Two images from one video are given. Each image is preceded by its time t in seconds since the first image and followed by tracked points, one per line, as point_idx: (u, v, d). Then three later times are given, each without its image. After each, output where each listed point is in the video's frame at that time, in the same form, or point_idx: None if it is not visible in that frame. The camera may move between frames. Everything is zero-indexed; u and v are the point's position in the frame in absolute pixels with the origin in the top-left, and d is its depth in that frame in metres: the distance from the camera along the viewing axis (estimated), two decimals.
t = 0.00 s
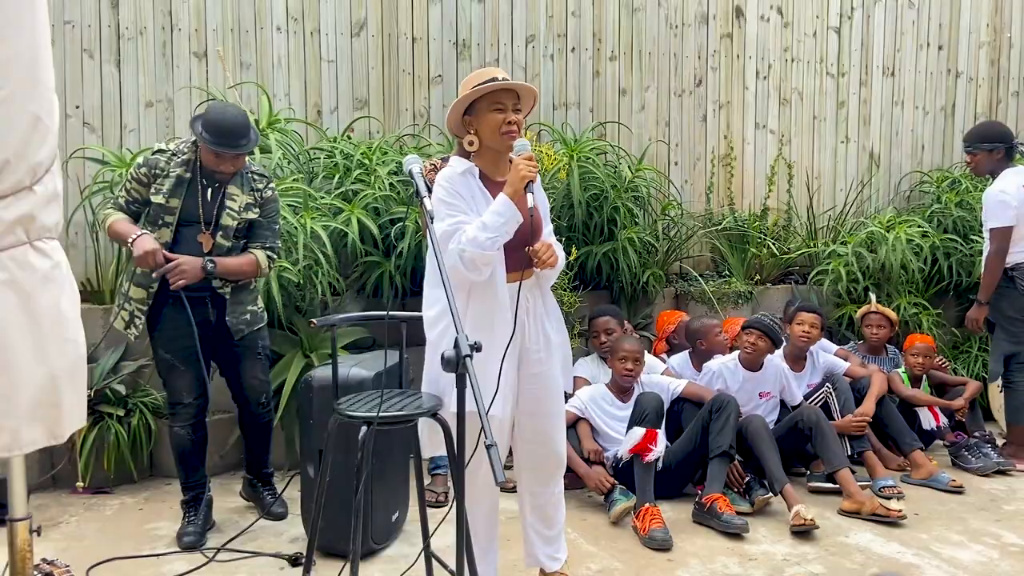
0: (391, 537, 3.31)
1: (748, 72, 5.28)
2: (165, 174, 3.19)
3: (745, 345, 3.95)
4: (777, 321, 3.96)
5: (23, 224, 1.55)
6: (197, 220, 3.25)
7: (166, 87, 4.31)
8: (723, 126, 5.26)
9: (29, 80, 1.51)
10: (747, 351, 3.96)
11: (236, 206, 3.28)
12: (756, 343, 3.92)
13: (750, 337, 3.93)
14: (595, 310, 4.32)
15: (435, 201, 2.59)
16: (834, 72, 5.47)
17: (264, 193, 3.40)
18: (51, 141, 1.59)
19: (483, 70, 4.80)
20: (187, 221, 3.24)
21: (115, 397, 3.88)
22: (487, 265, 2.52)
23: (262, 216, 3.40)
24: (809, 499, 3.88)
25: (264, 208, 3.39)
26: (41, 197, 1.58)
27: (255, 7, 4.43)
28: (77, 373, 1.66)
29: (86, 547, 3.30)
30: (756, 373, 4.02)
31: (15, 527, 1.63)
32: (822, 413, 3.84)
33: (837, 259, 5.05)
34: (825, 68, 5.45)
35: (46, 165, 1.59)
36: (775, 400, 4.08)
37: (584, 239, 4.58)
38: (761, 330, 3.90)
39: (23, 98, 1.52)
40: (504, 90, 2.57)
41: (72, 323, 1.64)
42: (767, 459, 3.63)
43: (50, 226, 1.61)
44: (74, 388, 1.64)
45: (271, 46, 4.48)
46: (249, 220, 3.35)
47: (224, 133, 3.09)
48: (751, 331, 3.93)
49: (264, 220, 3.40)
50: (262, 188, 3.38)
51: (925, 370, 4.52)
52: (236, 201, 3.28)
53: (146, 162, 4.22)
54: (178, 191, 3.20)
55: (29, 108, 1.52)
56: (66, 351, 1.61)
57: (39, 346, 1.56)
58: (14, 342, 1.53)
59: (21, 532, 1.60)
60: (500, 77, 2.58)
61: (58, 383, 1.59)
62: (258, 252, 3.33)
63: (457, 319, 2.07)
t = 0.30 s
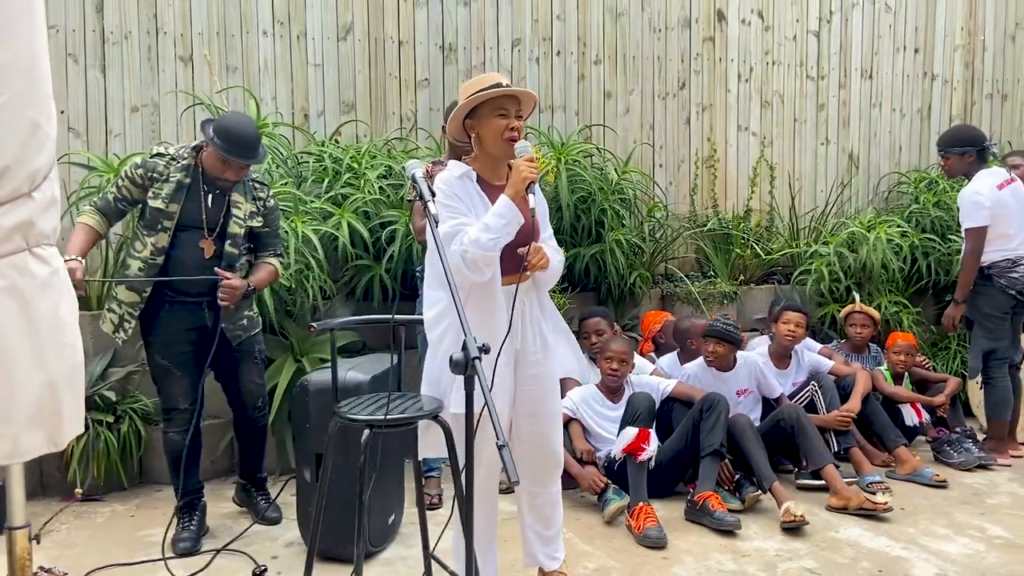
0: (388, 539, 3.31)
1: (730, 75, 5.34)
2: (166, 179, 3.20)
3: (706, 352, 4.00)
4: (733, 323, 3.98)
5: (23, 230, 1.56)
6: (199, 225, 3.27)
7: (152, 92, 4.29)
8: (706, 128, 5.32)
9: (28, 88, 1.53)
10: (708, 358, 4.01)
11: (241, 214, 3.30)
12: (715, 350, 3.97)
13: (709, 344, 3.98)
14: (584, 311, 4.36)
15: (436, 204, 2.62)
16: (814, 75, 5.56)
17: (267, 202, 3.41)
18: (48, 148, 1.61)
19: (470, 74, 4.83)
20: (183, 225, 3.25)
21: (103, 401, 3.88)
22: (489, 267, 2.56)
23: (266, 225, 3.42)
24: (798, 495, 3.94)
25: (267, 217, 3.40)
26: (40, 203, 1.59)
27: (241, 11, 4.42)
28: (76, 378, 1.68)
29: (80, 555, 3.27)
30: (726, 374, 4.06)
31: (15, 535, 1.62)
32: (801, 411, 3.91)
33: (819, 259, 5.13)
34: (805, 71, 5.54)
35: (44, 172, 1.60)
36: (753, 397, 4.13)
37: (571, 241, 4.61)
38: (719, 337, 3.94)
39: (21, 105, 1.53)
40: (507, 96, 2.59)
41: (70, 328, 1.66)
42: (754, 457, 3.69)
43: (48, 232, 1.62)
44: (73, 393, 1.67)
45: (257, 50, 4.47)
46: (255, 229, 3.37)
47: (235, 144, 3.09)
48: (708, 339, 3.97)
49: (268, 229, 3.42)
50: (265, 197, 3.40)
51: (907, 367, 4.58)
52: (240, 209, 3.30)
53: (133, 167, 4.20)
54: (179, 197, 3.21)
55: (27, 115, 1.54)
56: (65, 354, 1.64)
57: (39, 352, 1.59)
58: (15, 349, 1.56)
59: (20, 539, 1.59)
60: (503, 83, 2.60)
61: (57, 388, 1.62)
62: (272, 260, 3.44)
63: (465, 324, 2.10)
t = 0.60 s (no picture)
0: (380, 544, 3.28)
1: (711, 76, 5.37)
2: (161, 182, 3.17)
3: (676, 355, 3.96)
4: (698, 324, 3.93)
5: (10, 234, 1.53)
6: (193, 229, 3.24)
7: (132, 94, 4.22)
8: (689, 129, 5.34)
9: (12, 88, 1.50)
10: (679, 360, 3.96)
11: (236, 219, 3.29)
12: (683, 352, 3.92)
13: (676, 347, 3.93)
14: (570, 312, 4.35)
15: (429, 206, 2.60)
16: (794, 76, 5.60)
17: (260, 207, 3.40)
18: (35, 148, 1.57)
19: (454, 75, 4.82)
20: (176, 228, 3.21)
21: (86, 409, 3.80)
22: (484, 269, 2.54)
23: (259, 231, 3.41)
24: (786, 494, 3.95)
25: (260, 222, 3.38)
26: (27, 205, 1.56)
27: (221, 11, 4.36)
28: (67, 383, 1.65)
29: (65, 565, 3.21)
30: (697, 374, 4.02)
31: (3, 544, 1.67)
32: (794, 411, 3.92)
33: (802, 259, 5.16)
34: (786, 72, 5.58)
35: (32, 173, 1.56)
36: (729, 395, 4.08)
37: (557, 242, 4.60)
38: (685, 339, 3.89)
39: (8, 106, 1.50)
40: (497, 95, 2.58)
41: (60, 332, 1.62)
42: (740, 454, 3.69)
43: (36, 235, 1.59)
44: (64, 397, 1.63)
45: (238, 50, 4.41)
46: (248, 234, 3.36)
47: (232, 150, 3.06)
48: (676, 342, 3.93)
49: (261, 235, 3.41)
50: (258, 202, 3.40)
51: (890, 365, 4.64)
52: (234, 213, 3.29)
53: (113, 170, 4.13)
54: (174, 200, 3.18)
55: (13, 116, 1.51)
56: (54, 360, 1.60)
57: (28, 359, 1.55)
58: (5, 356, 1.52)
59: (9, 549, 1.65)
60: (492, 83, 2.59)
61: (47, 395, 1.58)
62: (263, 268, 3.42)
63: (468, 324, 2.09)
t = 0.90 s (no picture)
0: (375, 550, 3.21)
1: (696, 76, 5.36)
2: (146, 182, 3.08)
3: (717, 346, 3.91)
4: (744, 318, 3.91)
5: None
6: (178, 231, 3.15)
7: (111, 93, 4.12)
8: (674, 129, 5.33)
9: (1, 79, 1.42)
10: (718, 353, 3.91)
11: (220, 220, 3.20)
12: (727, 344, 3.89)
13: (721, 339, 3.89)
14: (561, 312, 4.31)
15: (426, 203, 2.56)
16: (777, 75, 5.61)
17: (247, 207, 3.31)
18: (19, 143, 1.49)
19: (439, 74, 4.77)
20: (161, 229, 3.13)
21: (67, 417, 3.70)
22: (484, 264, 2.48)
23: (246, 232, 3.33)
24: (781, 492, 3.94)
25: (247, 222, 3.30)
26: (13, 203, 1.48)
27: (202, 8, 4.27)
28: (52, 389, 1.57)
29: None
30: (726, 371, 3.97)
31: None
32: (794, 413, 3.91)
33: (788, 258, 5.15)
34: (769, 72, 5.59)
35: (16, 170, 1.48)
36: (743, 398, 4.03)
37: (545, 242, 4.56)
38: (735, 332, 3.86)
39: None
40: (491, 87, 2.54)
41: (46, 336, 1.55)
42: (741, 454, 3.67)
43: (20, 235, 1.50)
44: (51, 403, 1.56)
45: (220, 48, 4.32)
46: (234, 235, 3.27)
47: (220, 146, 2.98)
48: (723, 333, 3.88)
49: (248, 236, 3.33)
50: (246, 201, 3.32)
51: (878, 363, 4.66)
52: (219, 212, 3.20)
53: (91, 170, 4.03)
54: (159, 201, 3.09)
55: None
56: (41, 366, 1.52)
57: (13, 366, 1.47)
58: None
59: None
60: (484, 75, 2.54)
61: (33, 402, 1.50)
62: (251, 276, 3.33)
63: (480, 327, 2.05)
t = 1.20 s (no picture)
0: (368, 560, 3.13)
1: (680, 77, 5.35)
2: (124, 181, 2.98)
3: (718, 349, 3.88)
4: (750, 322, 3.85)
5: None
6: (157, 232, 3.06)
7: (87, 93, 4.00)
8: (659, 130, 5.31)
9: None
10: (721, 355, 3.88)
11: (196, 219, 3.08)
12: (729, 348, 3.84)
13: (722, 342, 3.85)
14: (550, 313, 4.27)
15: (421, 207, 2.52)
16: (760, 77, 5.62)
17: (224, 202, 3.18)
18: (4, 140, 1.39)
19: (424, 75, 4.70)
20: (140, 229, 3.03)
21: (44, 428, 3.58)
22: (483, 258, 2.41)
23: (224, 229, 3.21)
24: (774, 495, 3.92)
25: (225, 220, 3.18)
26: None
27: (181, 7, 4.18)
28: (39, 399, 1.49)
29: None
30: (729, 375, 3.93)
31: None
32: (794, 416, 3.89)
33: (772, 259, 5.14)
34: (751, 74, 5.59)
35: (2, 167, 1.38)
36: (742, 402, 4.00)
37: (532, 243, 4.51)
38: (736, 335, 3.82)
39: None
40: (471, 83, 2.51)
41: (32, 344, 1.46)
42: (737, 457, 3.63)
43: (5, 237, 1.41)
44: (37, 414, 1.47)
45: (199, 47, 4.22)
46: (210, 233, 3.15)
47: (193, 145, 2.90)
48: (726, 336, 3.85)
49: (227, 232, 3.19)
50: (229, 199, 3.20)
51: (865, 364, 4.65)
52: (195, 211, 3.09)
53: (68, 172, 3.91)
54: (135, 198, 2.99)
55: None
56: (26, 376, 1.44)
57: None
58: None
59: None
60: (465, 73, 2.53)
61: (19, 413, 1.42)
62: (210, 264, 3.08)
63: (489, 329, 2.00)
